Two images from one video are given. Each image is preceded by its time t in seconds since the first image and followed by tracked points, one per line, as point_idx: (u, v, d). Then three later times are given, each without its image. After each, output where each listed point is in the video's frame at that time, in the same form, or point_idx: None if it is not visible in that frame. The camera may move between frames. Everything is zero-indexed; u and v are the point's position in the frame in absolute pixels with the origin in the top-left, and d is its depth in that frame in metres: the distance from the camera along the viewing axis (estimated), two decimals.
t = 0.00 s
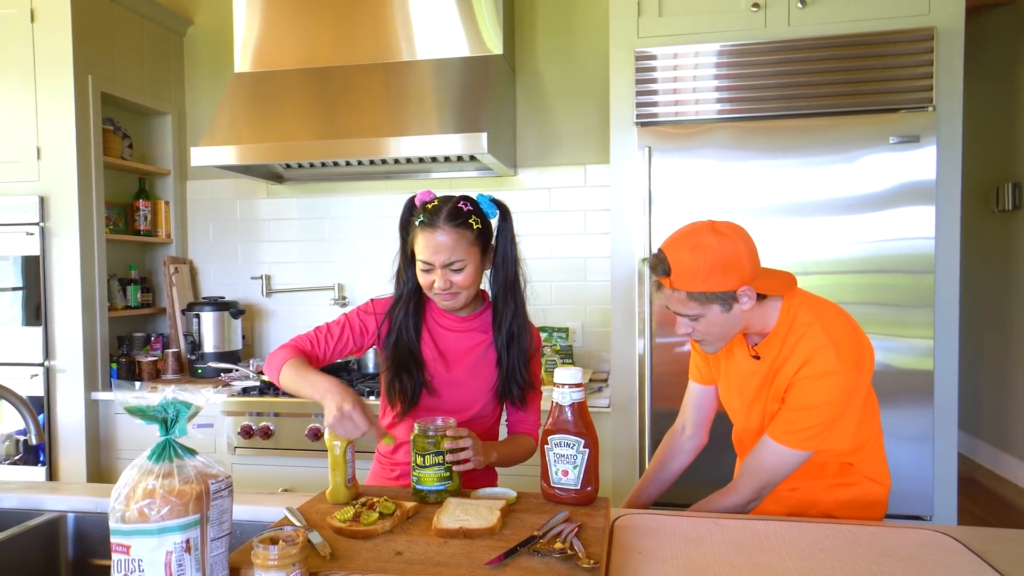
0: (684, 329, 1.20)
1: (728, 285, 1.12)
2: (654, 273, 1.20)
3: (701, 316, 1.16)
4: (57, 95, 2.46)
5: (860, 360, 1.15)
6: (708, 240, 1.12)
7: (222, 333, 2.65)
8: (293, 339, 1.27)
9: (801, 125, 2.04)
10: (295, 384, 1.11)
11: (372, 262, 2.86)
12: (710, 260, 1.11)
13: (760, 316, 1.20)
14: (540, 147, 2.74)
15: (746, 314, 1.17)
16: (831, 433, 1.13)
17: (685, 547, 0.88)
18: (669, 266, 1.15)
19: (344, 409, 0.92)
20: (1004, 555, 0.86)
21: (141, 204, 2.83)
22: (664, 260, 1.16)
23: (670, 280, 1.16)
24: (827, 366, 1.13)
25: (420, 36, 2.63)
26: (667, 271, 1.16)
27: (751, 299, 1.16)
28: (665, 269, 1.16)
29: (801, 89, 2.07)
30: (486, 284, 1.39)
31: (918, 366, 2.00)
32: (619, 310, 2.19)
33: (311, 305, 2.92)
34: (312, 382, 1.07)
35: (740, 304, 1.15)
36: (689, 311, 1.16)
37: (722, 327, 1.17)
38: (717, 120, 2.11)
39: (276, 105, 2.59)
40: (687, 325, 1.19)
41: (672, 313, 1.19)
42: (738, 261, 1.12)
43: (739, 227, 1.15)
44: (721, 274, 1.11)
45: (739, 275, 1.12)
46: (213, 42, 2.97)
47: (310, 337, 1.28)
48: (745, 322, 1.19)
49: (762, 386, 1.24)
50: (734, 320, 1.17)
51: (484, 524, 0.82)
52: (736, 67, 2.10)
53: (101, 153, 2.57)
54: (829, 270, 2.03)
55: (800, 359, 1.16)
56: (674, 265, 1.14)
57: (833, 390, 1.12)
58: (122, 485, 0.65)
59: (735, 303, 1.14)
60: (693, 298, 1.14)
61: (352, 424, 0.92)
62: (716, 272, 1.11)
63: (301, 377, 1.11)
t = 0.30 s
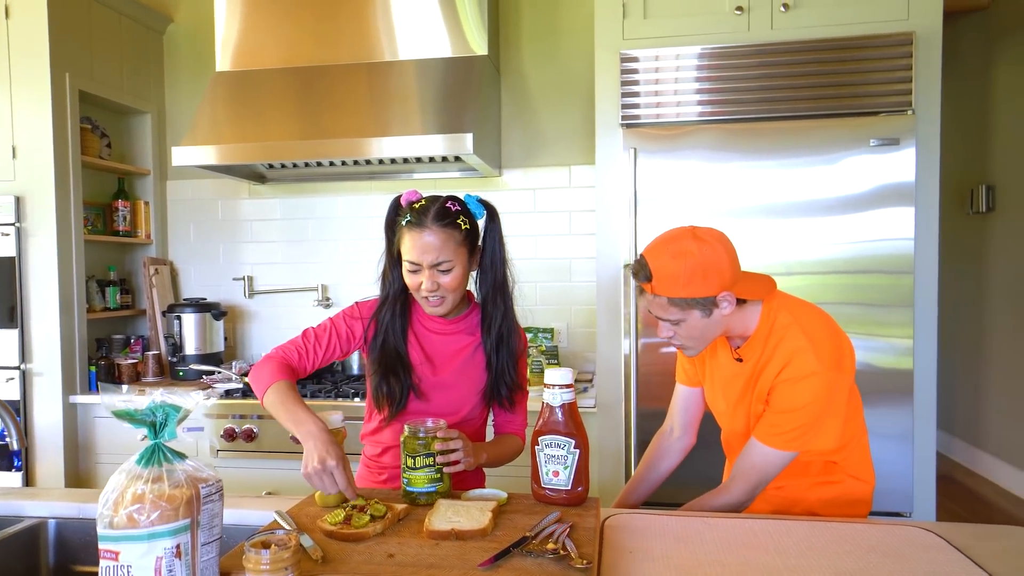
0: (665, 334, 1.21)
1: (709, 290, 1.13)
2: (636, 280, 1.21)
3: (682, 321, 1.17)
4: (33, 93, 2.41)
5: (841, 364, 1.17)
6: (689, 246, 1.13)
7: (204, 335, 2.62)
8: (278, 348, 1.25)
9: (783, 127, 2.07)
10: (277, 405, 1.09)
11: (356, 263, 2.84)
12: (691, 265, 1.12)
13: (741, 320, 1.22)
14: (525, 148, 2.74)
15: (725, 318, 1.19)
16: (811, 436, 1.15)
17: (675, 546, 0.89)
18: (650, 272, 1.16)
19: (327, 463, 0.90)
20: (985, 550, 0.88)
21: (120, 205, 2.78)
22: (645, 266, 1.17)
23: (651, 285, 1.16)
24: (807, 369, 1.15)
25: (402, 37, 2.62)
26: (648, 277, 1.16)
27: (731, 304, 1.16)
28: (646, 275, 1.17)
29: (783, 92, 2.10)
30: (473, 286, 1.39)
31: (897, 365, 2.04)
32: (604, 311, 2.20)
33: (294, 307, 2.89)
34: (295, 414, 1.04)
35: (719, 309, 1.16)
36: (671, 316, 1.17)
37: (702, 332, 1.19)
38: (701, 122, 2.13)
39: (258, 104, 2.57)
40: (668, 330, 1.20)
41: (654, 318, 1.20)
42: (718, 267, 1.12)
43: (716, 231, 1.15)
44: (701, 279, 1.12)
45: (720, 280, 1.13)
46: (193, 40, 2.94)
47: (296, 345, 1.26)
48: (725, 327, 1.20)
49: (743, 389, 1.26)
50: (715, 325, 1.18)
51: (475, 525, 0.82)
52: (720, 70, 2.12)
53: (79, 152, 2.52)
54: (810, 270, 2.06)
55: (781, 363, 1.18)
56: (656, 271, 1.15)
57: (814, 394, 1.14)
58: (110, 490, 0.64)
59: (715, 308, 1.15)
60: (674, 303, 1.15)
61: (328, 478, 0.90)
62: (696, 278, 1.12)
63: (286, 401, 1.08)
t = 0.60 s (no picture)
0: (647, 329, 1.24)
1: (688, 289, 1.13)
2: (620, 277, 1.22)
3: (662, 319, 1.19)
4: (11, 89, 2.36)
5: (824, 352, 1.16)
6: (669, 246, 1.11)
7: (187, 335, 2.59)
8: (264, 345, 1.27)
9: (766, 129, 2.09)
10: (300, 377, 1.15)
11: (342, 263, 2.83)
12: (672, 265, 1.11)
13: (720, 317, 1.22)
14: (510, 148, 2.75)
15: (705, 315, 1.20)
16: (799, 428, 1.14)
17: (664, 545, 0.90)
18: (632, 271, 1.16)
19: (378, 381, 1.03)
20: (966, 545, 0.90)
21: (101, 204, 2.74)
22: (627, 265, 1.18)
23: (632, 283, 1.17)
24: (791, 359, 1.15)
25: (386, 37, 2.61)
26: (629, 276, 1.17)
27: (711, 302, 1.17)
28: (627, 274, 1.17)
29: (766, 95, 2.12)
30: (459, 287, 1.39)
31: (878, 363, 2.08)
32: (591, 311, 2.21)
33: (278, 307, 2.87)
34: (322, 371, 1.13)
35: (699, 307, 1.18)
36: (651, 314, 1.19)
37: (681, 330, 1.21)
38: (685, 123, 2.15)
39: (242, 103, 2.55)
40: (649, 327, 1.23)
41: (636, 315, 1.22)
42: (698, 268, 1.12)
43: (695, 231, 1.12)
44: (681, 279, 1.12)
45: (699, 281, 1.12)
46: (175, 37, 2.90)
47: (282, 341, 1.27)
48: (705, 324, 1.22)
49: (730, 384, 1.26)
50: (694, 322, 1.20)
51: (467, 525, 0.82)
52: (704, 72, 2.14)
53: (59, 150, 2.48)
54: (793, 271, 2.08)
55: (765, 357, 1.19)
56: (637, 271, 1.15)
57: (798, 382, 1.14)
58: (99, 492, 0.64)
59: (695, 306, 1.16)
60: (654, 302, 1.16)
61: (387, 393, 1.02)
62: (676, 277, 1.11)
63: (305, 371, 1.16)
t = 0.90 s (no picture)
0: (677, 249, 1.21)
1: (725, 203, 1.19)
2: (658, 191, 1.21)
3: (699, 232, 1.18)
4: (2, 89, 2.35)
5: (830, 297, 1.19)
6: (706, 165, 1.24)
7: (181, 337, 2.58)
8: (274, 341, 1.28)
9: (760, 130, 2.10)
10: (324, 377, 1.15)
11: (336, 264, 2.82)
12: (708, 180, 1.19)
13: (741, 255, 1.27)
14: (504, 149, 2.75)
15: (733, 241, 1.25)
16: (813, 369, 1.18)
17: (662, 544, 0.91)
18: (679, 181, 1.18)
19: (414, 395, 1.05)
20: (960, 542, 0.91)
21: (93, 204, 2.73)
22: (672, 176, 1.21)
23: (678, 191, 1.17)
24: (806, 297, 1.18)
25: (379, 37, 2.61)
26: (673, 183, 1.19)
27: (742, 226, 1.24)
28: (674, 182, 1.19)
29: (760, 96, 2.14)
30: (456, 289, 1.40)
31: (871, 363, 2.09)
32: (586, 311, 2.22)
33: (272, 308, 2.86)
34: (352, 374, 1.13)
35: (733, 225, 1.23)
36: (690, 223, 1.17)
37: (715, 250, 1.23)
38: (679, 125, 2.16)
39: (234, 103, 2.54)
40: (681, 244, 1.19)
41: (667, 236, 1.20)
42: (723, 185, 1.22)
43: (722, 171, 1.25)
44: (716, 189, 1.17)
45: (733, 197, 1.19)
46: (168, 37, 2.89)
47: (292, 338, 1.27)
48: (728, 254, 1.25)
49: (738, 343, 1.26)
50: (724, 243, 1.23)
51: (467, 526, 0.82)
52: (698, 73, 2.15)
53: (51, 151, 2.47)
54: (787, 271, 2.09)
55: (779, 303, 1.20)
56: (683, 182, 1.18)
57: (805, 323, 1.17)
58: (100, 494, 0.64)
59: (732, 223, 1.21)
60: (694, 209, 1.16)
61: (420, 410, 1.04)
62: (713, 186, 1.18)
63: (333, 370, 1.16)
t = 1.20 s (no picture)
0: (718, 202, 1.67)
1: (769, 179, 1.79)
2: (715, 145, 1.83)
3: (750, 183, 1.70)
4: None
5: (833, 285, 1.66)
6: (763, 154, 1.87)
7: (179, 337, 2.58)
8: (272, 344, 1.27)
9: (758, 131, 2.11)
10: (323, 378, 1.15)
11: (334, 264, 2.82)
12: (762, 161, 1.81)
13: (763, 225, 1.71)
14: (503, 149, 2.76)
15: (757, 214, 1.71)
16: (824, 311, 1.55)
17: (663, 544, 0.91)
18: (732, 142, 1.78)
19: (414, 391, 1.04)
20: (959, 540, 0.92)
21: (90, 204, 2.72)
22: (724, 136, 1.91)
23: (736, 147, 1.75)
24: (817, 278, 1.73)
25: (378, 37, 2.61)
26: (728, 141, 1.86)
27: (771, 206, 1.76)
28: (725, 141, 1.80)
29: (757, 97, 2.15)
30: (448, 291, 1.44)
31: (868, 363, 2.10)
32: (586, 311, 2.22)
33: (270, 309, 2.86)
34: (352, 372, 1.12)
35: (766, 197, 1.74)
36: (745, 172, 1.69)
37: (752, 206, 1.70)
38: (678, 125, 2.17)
39: (232, 102, 2.53)
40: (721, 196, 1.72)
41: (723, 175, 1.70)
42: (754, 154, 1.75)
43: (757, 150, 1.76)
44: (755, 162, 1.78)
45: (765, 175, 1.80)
46: (165, 36, 2.88)
47: (290, 340, 1.26)
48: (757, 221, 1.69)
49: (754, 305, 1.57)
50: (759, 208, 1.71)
51: (469, 525, 0.83)
52: (696, 74, 2.16)
53: (48, 150, 2.46)
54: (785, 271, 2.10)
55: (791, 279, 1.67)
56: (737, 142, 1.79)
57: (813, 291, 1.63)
58: (103, 494, 0.64)
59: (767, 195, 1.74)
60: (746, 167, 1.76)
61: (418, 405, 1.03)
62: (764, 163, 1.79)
63: (333, 370, 1.16)
